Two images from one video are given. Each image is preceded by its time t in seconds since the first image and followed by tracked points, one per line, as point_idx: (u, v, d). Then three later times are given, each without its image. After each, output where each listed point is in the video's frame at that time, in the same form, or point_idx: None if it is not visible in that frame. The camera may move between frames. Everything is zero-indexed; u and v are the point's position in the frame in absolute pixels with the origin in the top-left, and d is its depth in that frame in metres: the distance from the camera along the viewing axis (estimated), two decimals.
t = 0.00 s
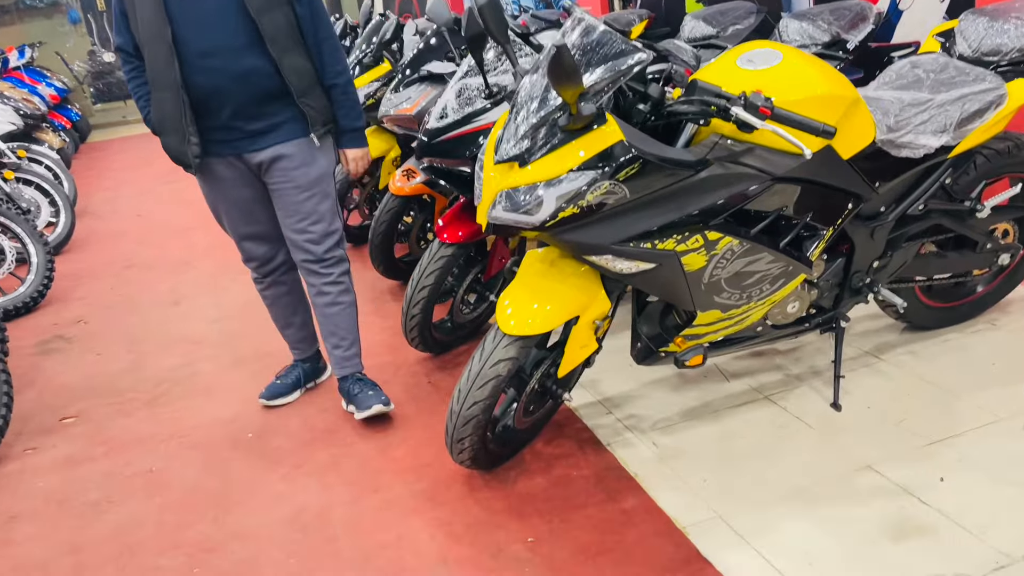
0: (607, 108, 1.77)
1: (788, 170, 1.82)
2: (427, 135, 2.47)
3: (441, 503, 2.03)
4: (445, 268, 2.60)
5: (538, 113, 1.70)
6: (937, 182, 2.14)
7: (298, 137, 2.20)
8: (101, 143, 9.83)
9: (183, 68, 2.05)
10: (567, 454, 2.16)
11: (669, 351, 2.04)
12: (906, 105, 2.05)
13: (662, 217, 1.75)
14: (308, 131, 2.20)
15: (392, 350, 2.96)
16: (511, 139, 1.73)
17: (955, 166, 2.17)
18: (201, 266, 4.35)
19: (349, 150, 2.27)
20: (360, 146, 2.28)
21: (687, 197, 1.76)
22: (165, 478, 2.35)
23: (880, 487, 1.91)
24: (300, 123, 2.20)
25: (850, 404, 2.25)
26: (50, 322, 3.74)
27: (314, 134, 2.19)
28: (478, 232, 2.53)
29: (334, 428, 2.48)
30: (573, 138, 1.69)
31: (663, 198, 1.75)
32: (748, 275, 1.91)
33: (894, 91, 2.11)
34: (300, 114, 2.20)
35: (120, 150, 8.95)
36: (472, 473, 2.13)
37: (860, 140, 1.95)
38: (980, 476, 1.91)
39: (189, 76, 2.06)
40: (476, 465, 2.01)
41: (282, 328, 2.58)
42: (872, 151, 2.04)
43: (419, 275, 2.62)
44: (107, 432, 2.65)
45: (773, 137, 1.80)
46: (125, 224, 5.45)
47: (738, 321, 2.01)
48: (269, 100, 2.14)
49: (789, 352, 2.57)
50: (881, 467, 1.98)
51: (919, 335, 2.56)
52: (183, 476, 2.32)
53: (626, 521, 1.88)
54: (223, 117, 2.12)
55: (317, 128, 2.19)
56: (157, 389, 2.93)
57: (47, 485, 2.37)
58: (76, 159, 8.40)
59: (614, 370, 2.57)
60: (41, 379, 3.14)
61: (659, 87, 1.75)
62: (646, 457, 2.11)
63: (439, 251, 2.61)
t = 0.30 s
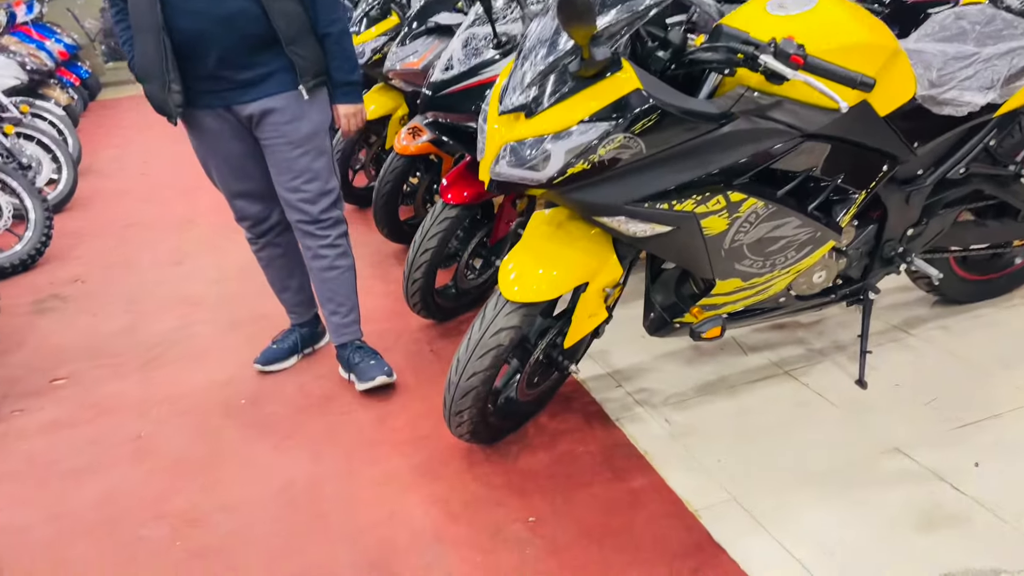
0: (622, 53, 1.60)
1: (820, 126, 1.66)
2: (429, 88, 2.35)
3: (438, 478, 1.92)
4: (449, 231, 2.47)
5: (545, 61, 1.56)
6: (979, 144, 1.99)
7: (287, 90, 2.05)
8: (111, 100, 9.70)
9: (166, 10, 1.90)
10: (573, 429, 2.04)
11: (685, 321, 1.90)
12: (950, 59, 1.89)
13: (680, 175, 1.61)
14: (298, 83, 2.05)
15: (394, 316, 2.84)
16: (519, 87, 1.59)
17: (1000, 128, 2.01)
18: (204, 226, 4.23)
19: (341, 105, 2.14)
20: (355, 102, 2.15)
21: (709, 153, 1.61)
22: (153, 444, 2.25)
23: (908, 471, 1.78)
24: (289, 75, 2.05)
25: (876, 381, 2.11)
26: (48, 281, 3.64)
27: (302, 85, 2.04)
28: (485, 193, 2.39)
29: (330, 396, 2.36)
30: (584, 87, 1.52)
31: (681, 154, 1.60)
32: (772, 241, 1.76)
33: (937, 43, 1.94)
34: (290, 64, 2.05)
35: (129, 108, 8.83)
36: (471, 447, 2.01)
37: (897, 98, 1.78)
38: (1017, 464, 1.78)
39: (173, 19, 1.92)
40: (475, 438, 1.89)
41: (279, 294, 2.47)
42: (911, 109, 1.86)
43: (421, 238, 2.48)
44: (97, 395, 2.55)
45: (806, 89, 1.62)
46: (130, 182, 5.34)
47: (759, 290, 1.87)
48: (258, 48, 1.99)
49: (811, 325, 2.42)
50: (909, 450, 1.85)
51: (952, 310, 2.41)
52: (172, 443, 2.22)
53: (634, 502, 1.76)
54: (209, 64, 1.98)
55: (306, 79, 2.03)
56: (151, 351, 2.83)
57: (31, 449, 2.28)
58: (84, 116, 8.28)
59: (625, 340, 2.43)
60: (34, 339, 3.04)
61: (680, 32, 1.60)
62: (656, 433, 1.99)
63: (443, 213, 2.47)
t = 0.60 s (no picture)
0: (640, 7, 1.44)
1: (861, 92, 1.51)
2: (442, 53, 2.23)
3: (442, 464, 1.81)
4: (460, 203, 2.35)
5: (561, 16, 1.43)
6: None
7: (293, 54, 1.90)
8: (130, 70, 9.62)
9: None
10: (586, 416, 1.92)
11: (707, 303, 1.78)
12: (1004, 23, 1.72)
13: (706, 143, 1.46)
14: (305, 46, 1.90)
15: (403, 293, 2.73)
16: (530, 47, 1.46)
17: None
18: (215, 197, 4.13)
19: (349, 74, 2.01)
20: (365, 73, 2.01)
21: (738, 120, 1.46)
22: (148, 420, 2.15)
23: (947, 469, 1.65)
24: (295, 37, 1.90)
25: (912, 370, 1.97)
26: (53, 249, 3.56)
27: (309, 49, 1.90)
28: (498, 165, 2.26)
29: (333, 374, 2.26)
30: (603, 45, 1.39)
31: (708, 121, 1.45)
32: (804, 218, 1.62)
33: (989, 7, 1.77)
34: (297, 26, 1.90)
35: (147, 78, 8.74)
36: (477, 432, 1.90)
37: (951, 61, 1.63)
38: None
39: None
40: (480, 424, 1.77)
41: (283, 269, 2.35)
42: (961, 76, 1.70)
43: (430, 211, 2.35)
44: (94, 368, 2.46)
45: (847, 51, 1.48)
46: (143, 152, 5.25)
47: (788, 271, 1.74)
48: (263, 6, 1.84)
49: (841, 309, 2.28)
50: (947, 446, 1.71)
51: (993, 296, 2.26)
52: (168, 420, 2.12)
53: (649, 495, 1.65)
54: (209, 23, 1.83)
55: (313, 42, 1.90)
56: (153, 324, 2.74)
57: (24, 422, 2.19)
58: (102, 85, 8.21)
59: (643, 322, 2.31)
60: (35, 309, 2.96)
61: None
62: (674, 421, 1.87)
63: (453, 185, 2.35)
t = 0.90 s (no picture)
0: None
1: (897, 70, 1.38)
2: (454, 30, 2.13)
3: (443, 462, 1.72)
4: (469, 187, 2.25)
5: None
6: None
7: (310, 31, 1.73)
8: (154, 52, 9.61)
9: None
10: (596, 413, 1.82)
11: (726, 296, 1.67)
12: None
13: (725, 123, 1.35)
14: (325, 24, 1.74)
15: (413, 280, 2.64)
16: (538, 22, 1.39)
17: None
18: (229, 179, 4.07)
19: (371, 57, 1.85)
20: (386, 56, 1.85)
21: (761, 99, 1.34)
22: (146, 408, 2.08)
23: (982, 478, 1.54)
24: (314, 13, 1.73)
25: (946, 369, 1.85)
26: (65, 231, 3.51)
27: (331, 28, 1.73)
28: (510, 147, 2.15)
29: (336, 364, 2.18)
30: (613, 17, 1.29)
31: (728, 99, 1.33)
32: (831, 207, 1.51)
33: None
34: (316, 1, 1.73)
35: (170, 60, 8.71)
36: (481, 428, 1.81)
37: (990, 41, 1.47)
38: None
39: None
40: (482, 420, 1.68)
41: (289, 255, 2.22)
42: (1005, 55, 1.50)
43: (438, 195, 2.26)
44: (96, 352, 2.40)
45: (879, 23, 1.36)
46: (161, 133, 5.21)
47: (812, 264, 1.63)
48: None
49: (870, 303, 2.16)
50: (983, 453, 1.59)
51: None
52: (165, 408, 2.05)
53: (659, 500, 1.55)
54: None
55: (334, 21, 1.73)
56: (158, 308, 2.67)
57: (21, 407, 2.13)
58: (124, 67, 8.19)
59: (659, 314, 2.20)
60: (42, 291, 2.90)
61: None
62: (690, 420, 1.76)
63: (462, 168, 2.25)
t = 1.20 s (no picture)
0: None
1: (912, 60, 1.28)
2: (450, 16, 2.04)
3: (428, 472, 1.63)
4: (466, 182, 2.17)
5: None
6: None
7: (314, 20, 1.62)
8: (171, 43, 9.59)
9: None
10: (590, 421, 1.73)
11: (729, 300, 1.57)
12: None
13: (724, 117, 1.25)
14: (330, 15, 1.62)
15: (411, 277, 2.56)
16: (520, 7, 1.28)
17: None
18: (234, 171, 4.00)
19: (379, 52, 1.72)
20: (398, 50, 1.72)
21: (763, 90, 1.24)
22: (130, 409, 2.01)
23: (1000, 499, 1.43)
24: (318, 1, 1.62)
25: (963, 380, 1.74)
26: (65, 223, 3.47)
27: (337, 20, 1.62)
28: (508, 141, 2.05)
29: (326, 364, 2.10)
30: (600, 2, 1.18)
31: (726, 91, 1.23)
32: (840, 207, 1.40)
33: None
34: None
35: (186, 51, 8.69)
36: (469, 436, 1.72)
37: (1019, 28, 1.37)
38: None
39: None
40: (468, 428, 1.59)
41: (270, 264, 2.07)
42: None
43: (433, 191, 2.18)
44: (85, 349, 2.34)
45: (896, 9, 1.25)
46: (170, 124, 5.16)
47: (819, 268, 1.53)
48: None
49: (886, 307, 2.05)
50: (1001, 471, 1.49)
51: None
52: (148, 409, 1.98)
53: (652, 517, 1.46)
54: None
55: (340, 13, 1.61)
56: (151, 304, 2.61)
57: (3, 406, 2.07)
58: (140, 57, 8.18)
59: (662, 317, 2.11)
60: (37, 284, 2.85)
61: None
62: (689, 431, 1.67)
63: (458, 163, 2.17)
